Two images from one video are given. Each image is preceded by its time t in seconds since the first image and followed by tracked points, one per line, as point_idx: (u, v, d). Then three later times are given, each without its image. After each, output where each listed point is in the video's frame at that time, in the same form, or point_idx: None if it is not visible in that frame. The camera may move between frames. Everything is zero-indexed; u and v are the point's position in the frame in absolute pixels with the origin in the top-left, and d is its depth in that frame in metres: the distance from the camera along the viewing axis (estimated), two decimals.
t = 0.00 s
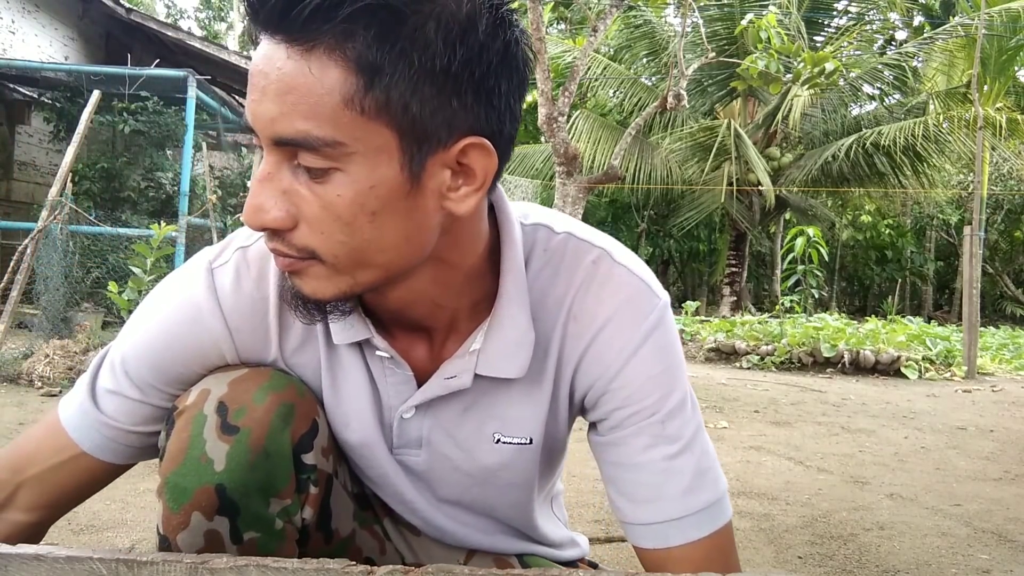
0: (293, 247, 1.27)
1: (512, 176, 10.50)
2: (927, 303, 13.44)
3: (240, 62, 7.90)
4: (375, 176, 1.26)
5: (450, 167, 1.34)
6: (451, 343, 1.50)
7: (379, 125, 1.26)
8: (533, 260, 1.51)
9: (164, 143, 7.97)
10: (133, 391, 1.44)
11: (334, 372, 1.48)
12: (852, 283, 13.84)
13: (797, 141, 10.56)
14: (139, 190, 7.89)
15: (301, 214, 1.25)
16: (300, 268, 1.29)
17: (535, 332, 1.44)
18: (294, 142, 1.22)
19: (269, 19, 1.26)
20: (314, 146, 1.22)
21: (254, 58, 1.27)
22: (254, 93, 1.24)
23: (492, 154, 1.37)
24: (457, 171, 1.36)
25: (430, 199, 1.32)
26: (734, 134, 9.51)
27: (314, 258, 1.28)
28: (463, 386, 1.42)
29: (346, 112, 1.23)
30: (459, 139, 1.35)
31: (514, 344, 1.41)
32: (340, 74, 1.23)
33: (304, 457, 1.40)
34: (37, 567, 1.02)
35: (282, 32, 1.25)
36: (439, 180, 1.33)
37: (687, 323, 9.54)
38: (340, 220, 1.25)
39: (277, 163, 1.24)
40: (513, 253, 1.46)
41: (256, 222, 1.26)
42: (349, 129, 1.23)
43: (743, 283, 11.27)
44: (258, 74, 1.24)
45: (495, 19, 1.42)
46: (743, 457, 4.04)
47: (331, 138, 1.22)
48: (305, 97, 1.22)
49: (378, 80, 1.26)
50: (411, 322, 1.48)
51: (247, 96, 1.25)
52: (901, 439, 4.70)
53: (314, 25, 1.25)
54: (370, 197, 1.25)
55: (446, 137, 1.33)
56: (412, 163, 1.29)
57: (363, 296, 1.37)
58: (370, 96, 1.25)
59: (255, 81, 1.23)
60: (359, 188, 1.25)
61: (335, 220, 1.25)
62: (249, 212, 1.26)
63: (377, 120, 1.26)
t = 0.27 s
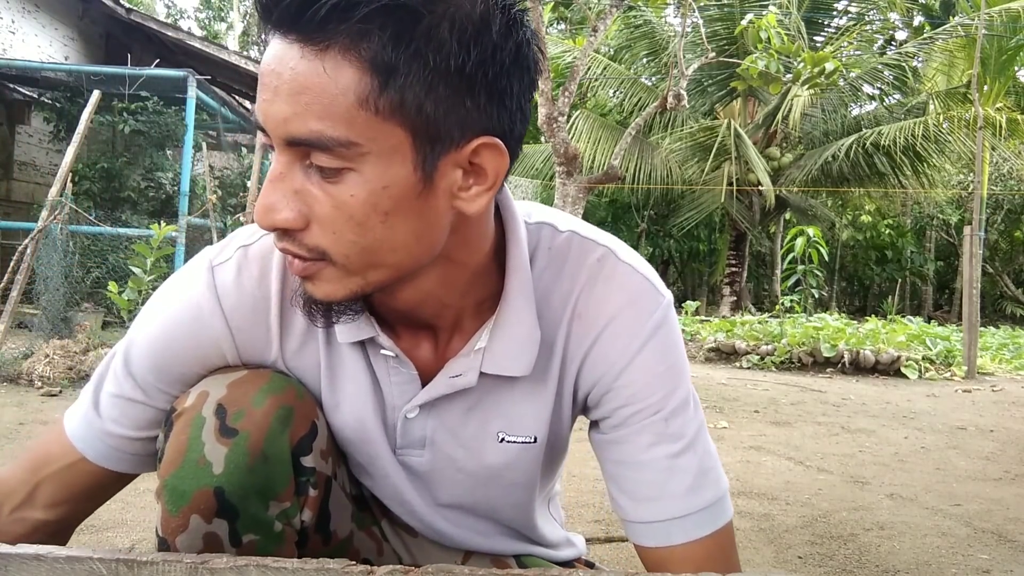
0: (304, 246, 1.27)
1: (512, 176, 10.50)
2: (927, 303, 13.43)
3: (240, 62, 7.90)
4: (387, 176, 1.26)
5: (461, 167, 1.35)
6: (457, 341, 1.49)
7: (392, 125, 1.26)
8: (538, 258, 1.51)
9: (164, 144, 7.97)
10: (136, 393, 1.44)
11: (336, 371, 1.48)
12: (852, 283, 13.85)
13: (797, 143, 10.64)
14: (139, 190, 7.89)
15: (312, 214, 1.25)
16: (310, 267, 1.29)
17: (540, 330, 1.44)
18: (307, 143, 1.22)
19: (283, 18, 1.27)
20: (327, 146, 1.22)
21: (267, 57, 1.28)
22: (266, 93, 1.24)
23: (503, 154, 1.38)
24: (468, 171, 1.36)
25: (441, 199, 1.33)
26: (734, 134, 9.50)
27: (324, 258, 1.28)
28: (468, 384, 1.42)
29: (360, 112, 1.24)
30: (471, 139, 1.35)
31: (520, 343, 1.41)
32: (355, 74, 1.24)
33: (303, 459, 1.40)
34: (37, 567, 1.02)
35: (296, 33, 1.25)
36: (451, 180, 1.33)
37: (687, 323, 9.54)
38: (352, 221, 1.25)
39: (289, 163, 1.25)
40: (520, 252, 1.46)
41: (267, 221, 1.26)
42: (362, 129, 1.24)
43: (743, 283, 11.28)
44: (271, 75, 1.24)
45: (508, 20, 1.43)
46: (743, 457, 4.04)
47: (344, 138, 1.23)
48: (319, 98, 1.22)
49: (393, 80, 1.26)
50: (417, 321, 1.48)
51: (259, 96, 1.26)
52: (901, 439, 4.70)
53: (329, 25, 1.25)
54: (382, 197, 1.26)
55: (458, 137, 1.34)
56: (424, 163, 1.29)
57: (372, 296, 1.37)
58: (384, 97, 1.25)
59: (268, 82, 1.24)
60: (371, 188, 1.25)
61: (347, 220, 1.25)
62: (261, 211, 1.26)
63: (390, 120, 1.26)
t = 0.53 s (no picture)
0: (333, 244, 1.26)
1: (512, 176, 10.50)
2: (927, 303, 13.43)
3: (241, 62, 7.90)
4: (420, 175, 1.26)
5: (489, 165, 1.35)
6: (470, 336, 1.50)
7: (425, 125, 1.25)
8: (549, 256, 1.52)
9: (164, 144, 7.96)
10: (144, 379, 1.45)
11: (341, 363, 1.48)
12: (852, 283, 13.83)
13: (797, 141, 10.55)
14: (139, 190, 7.89)
15: (343, 213, 1.25)
16: (338, 265, 1.28)
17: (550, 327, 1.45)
18: (342, 143, 1.21)
19: (316, 16, 1.25)
20: (362, 146, 1.21)
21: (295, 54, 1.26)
22: (298, 90, 1.22)
23: (530, 150, 1.39)
24: (495, 167, 1.36)
25: (470, 196, 1.33)
26: (734, 134, 9.49)
27: (353, 256, 1.27)
28: (478, 380, 1.42)
29: (395, 112, 1.22)
30: (500, 136, 1.36)
31: (529, 339, 1.42)
32: (392, 73, 1.23)
33: (301, 459, 1.39)
34: (37, 567, 1.02)
35: (331, 30, 1.23)
36: (479, 177, 1.34)
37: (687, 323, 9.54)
38: (384, 220, 1.25)
39: (319, 162, 1.23)
40: (533, 250, 1.47)
41: (296, 221, 1.25)
42: (398, 129, 1.23)
43: (743, 283, 11.28)
44: (300, 72, 1.22)
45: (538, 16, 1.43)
46: (743, 457, 4.04)
47: (380, 138, 1.22)
48: (356, 98, 1.21)
49: (428, 81, 1.26)
50: (429, 315, 1.47)
51: (287, 94, 1.24)
52: (901, 439, 4.70)
53: (369, 27, 1.23)
54: (415, 196, 1.25)
55: (488, 134, 1.34)
56: (455, 161, 1.30)
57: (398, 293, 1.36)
58: (420, 96, 1.24)
59: (301, 80, 1.22)
60: (404, 187, 1.25)
61: (379, 219, 1.25)
62: (291, 211, 1.25)
63: (425, 119, 1.25)
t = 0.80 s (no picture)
0: (381, 244, 1.25)
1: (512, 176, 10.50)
2: (927, 303, 13.43)
3: (241, 62, 7.90)
4: (475, 173, 1.26)
5: (530, 159, 1.37)
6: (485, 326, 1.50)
7: (480, 123, 1.25)
8: (564, 254, 1.53)
9: (164, 144, 7.97)
10: (159, 352, 1.47)
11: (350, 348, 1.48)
12: (852, 283, 13.80)
13: (797, 143, 10.62)
14: (139, 190, 7.89)
15: (393, 212, 1.23)
16: (387, 263, 1.27)
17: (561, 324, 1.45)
18: (401, 143, 1.19)
19: (370, 17, 1.22)
20: (419, 145, 1.20)
21: (341, 54, 1.23)
22: (349, 90, 1.19)
23: (569, 142, 1.42)
24: (535, 161, 1.38)
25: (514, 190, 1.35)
26: (734, 134, 9.49)
27: (402, 254, 1.26)
28: (486, 373, 1.42)
29: (455, 110, 1.22)
30: (542, 130, 1.38)
31: (542, 334, 1.43)
32: (453, 75, 1.22)
33: (295, 457, 1.38)
34: (37, 567, 1.02)
35: (386, 31, 1.21)
36: (522, 170, 1.36)
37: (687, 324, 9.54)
38: (438, 217, 1.25)
39: (371, 162, 1.21)
40: (548, 245, 1.48)
41: (347, 223, 1.23)
42: (455, 128, 1.22)
43: (743, 283, 11.29)
44: (352, 73, 1.19)
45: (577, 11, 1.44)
46: (743, 457, 4.04)
47: (439, 137, 1.21)
48: (416, 99, 1.19)
49: (486, 81, 1.25)
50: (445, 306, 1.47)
51: (336, 95, 1.21)
52: (901, 439, 4.70)
53: (430, 32, 1.22)
54: (469, 194, 1.26)
55: (533, 129, 1.36)
56: (505, 158, 1.31)
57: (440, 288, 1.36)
58: (478, 95, 1.24)
59: (357, 78, 1.19)
60: (459, 184, 1.24)
61: (434, 217, 1.24)
62: (342, 212, 1.23)
63: (481, 117, 1.25)
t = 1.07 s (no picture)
0: (500, 250, 1.21)
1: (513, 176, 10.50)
2: (927, 303, 13.44)
3: (241, 62, 7.90)
4: (581, 171, 1.23)
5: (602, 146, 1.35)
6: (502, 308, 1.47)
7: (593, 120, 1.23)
8: (576, 251, 1.56)
9: (164, 144, 7.97)
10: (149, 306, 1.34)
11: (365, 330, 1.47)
12: (852, 283, 13.78)
13: (797, 142, 10.61)
14: (139, 190, 7.89)
15: (514, 217, 1.18)
16: (500, 266, 1.23)
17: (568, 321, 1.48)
18: (531, 153, 1.14)
19: (492, 23, 1.14)
20: (552, 150, 1.16)
21: (459, 61, 1.14)
22: (483, 104, 1.12)
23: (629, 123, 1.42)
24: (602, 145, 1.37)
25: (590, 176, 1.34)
26: (734, 134, 9.49)
27: (515, 256, 1.23)
28: (495, 362, 1.43)
29: (582, 112, 1.19)
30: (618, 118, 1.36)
31: (553, 326, 1.45)
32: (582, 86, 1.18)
33: (300, 456, 1.38)
34: (36, 567, 1.01)
35: (517, 42, 1.13)
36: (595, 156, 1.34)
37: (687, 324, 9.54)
38: (549, 218, 1.22)
39: (498, 172, 1.15)
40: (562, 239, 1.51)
41: (476, 235, 1.17)
42: (577, 132, 1.19)
43: (744, 283, 11.30)
44: (484, 86, 1.12)
45: None
46: (743, 457, 4.04)
47: (566, 143, 1.17)
48: (553, 106, 1.14)
49: (603, 82, 1.23)
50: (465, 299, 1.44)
51: (463, 107, 1.12)
52: (901, 438, 4.70)
53: (567, 40, 1.16)
54: (574, 191, 1.24)
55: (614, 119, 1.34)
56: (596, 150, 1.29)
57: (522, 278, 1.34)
58: (595, 102, 1.22)
59: (490, 88, 1.12)
60: (573, 182, 1.22)
61: (546, 219, 1.21)
62: (473, 223, 1.16)
63: (593, 117, 1.23)
